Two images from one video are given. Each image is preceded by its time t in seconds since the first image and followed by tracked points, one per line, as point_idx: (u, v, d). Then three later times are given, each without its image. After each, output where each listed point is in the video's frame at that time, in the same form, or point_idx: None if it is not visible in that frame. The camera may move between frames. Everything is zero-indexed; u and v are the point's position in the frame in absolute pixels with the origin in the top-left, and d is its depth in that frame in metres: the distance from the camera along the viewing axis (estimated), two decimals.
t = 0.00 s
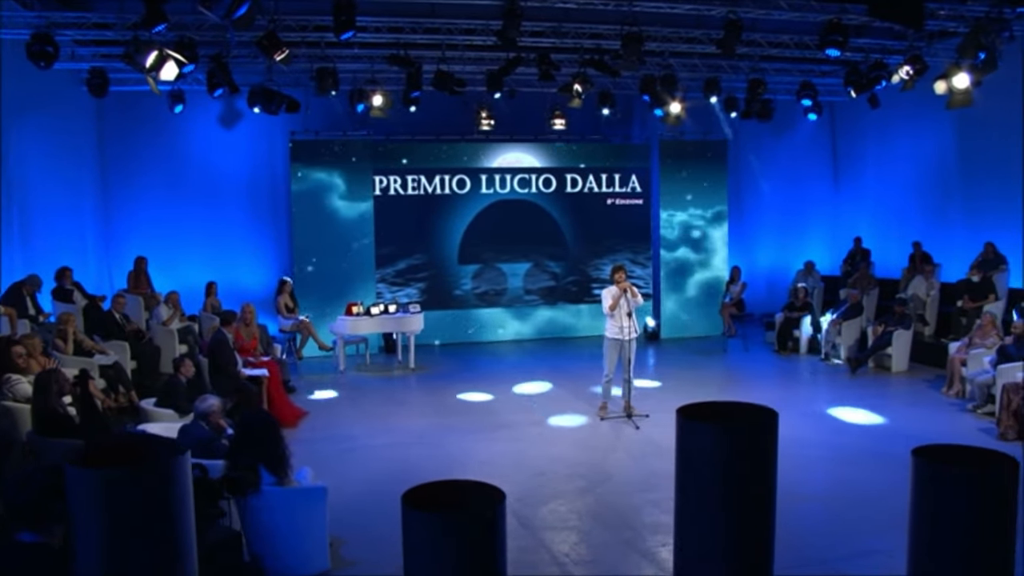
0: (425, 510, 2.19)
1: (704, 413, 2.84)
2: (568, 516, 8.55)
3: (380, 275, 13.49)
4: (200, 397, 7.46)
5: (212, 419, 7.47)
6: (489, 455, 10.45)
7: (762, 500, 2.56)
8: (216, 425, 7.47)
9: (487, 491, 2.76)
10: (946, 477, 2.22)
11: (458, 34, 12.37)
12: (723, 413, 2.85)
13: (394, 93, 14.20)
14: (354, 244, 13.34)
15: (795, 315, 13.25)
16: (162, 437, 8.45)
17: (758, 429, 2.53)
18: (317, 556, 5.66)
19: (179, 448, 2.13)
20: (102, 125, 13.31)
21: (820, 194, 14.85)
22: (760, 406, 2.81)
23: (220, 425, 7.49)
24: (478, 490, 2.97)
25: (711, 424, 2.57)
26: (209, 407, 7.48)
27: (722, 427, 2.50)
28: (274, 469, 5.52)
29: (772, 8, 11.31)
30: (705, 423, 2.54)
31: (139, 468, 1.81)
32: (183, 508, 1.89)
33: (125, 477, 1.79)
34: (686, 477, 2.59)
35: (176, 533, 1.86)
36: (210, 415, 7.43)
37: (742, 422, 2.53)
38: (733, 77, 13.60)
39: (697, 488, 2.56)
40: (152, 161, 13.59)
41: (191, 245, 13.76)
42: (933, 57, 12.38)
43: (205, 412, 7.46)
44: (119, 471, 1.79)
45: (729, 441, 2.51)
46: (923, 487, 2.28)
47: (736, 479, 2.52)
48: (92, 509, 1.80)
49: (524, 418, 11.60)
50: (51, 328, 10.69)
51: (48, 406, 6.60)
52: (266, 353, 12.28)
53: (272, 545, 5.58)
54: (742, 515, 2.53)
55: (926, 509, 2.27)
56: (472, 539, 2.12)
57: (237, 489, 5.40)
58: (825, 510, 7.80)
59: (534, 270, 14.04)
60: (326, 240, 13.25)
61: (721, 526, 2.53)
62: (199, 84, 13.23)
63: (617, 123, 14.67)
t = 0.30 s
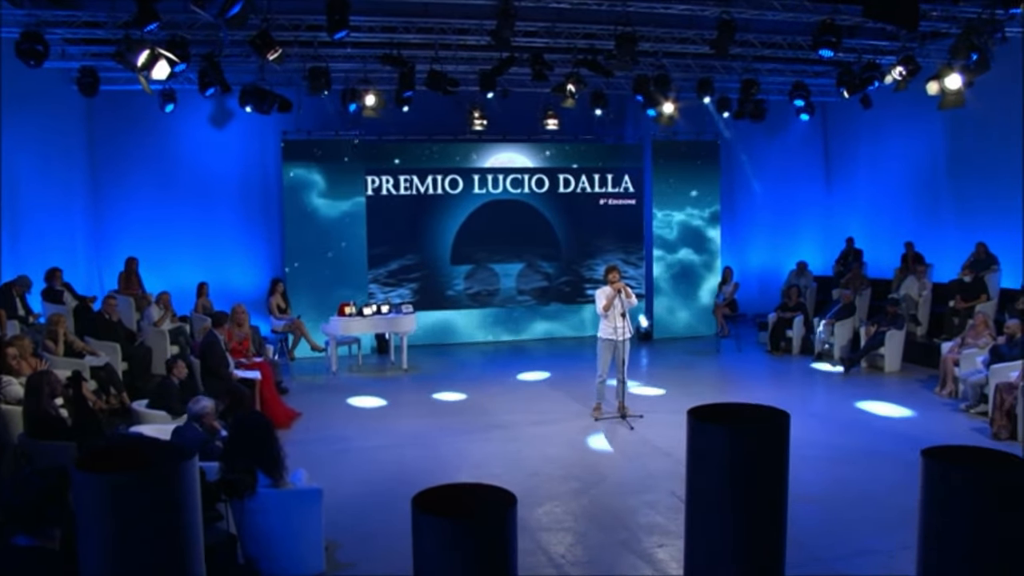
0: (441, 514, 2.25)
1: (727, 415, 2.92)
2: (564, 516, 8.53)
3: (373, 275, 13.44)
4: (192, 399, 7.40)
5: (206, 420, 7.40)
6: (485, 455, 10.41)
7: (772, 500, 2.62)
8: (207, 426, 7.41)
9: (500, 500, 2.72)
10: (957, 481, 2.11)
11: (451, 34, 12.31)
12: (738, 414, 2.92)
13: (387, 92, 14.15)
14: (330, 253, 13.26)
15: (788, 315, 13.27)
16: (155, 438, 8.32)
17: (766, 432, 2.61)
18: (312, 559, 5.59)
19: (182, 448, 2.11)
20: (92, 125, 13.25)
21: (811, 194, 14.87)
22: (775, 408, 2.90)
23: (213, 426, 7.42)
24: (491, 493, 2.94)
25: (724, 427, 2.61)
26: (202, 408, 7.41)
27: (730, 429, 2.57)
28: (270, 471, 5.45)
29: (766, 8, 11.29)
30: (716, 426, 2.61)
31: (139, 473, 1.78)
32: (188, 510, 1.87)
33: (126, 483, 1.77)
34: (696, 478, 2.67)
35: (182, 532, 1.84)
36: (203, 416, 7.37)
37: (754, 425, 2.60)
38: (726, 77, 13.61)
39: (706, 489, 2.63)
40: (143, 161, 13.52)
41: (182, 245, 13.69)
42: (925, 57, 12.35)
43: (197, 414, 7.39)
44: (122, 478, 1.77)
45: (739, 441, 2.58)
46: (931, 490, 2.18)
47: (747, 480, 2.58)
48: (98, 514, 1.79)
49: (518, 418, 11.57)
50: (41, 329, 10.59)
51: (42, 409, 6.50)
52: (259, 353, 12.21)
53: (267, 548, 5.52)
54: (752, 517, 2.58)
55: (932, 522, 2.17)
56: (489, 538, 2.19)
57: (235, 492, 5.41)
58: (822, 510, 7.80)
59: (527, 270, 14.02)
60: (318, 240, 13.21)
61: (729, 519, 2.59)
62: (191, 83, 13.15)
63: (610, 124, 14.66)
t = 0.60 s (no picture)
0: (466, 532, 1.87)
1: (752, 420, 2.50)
2: (561, 523, 8.21)
3: (362, 276, 13.11)
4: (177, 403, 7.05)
5: (193, 426, 7.04)
6: (480, 460, 10.09)
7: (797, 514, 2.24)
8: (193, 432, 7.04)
9: (522, 510, 2.23)
10: (981, 490, 1.79)
11: (443, 28, 11.91)
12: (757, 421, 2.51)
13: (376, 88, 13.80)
14: (311, 249, 12.92)
15: (787, 316, 13.01)
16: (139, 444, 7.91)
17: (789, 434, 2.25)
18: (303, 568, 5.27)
19: (186, 458, 1.77)
20: (70, 121, 12.85)
21: (810, 194, 14.62)
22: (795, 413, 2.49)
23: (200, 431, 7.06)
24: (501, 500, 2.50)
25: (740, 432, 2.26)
26: (188, 413, 7.05)
27: (751, 432, 2.21)
28: (262, 478, 5.10)
29: (766, 2, 10.98)
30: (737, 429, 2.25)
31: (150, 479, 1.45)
32: (200, 529, 1.54)
33: (134, 491, 1.44)
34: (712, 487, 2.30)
35: (192, 554, 1.50)
36: (190, 421, 7.01)
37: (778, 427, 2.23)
38: (724, 73, 13.31)
39: (722, 501, 2.26)
40: (124, 158, 13.13)
41: (165, 245, 13.31)
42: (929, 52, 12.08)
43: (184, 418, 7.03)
44: (127, 487, 1.43)
45: (762, 443, 2.21)
46: (954, 499, 1.85)
47: (776, 490, 2.21)
48: (99, 528, 1.45)
49: (512, 422, 11.25)
50: (19, 332, 10.17)
51: (18, 414, 6.11)
52: (245, 356, 11.85)
53: (257, 558, 5.21)
54: (774, 541, 2.21)
55: (954, 528, 1.84)
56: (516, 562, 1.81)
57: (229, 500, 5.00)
58: (832, 518, 7.50)
59: (520, 271, 13.71)
60: (309, 241, 12.90)
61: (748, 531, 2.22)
62: (174, 77, 12.74)
63: (605, 121, 14.34)
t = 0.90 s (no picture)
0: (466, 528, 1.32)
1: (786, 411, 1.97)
2: (561, 529, 7.92)
3: (352, 276, 12.82)
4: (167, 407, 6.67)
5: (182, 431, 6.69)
6: (475, 464, 9.79)
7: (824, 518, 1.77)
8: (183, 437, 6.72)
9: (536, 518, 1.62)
10: (1003, 496, 1.37)
11: (437, 23, 11.62)
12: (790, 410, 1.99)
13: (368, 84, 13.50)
14: (282, 255, 12.59)
15: (787, 317, 12.76)
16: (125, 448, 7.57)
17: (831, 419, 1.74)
18: None
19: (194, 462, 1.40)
20: (52, 115, 12.49)
21: (810, 191, 14.37)
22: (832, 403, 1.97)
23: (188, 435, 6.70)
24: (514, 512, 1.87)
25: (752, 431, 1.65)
26: (177, 418, 6.68)
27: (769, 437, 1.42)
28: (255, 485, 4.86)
29: None
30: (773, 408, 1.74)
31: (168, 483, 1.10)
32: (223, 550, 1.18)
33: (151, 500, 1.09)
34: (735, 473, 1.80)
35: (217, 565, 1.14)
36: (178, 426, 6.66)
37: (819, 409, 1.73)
38: (723, 69, 13.07)
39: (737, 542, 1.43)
40: (107, 154, 12.78)
41: (150, 244, 12.97)
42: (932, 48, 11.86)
43: (172, 423, 6.68)
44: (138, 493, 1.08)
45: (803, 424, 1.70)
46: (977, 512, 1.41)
47: (805, 518, 1.41)
48: (100, 542, 1.10)
49: (508, 426, 10.95)
50: None
51: None
52: (233, 358, 11.52)
53: (248, 567, 4.90)
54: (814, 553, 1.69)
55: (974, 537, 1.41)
56: (521, 568, 1.26)
57: (223, 506, 4.67)
58: (843, 525, 7.24)
59: (514, 271, 13.41)
60: (299, 242, 12.63)
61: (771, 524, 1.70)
62: (159, 72, 12.40)
63: (600, 118, 14.08)
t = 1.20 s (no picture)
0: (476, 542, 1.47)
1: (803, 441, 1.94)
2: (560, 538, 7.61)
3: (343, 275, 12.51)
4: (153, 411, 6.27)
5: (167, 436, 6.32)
6: (469, 469, 9.47)
7: (850, 539, 1.75)
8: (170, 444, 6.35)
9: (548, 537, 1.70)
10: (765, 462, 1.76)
11: (428, 16, 11.28)
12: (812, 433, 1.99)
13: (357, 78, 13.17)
14: (271, 261, 12.23)
15: (786, 318, 12.49)
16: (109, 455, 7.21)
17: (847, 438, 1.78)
18: None
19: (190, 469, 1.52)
20: (29, 110, 12.09)
21: (809, 189, 14.09)
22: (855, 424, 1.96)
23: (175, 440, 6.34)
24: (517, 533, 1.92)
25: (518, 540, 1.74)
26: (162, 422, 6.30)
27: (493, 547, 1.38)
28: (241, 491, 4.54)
29: None
30: (781, 435, 1.76)
31: (169, 499, 1.23)
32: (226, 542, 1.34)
33: (129, 516, 1.20)
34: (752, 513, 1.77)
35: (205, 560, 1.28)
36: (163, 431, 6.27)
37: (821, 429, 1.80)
38: (721, 64, 12.78)
39: None
40: (87, 150, 12.39)
41: (131, 243, 12.58)
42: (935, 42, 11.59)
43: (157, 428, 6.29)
44: (119, 507, 1.21)
45: (809, 451, 1.73)
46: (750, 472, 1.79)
47: None
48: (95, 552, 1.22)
49: (503, 430, 10.64)
50: None
51: None
52: (219, 360, 11.16)
53: None
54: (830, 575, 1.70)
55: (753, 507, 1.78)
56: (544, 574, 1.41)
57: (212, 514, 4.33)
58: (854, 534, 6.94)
59: (506, 270, 13.11)
60: (286, 241, 12.23)
61: (792, 538, 1.71)
62: (140, 66, 12.03)
63: (594, 114, 13.78)
